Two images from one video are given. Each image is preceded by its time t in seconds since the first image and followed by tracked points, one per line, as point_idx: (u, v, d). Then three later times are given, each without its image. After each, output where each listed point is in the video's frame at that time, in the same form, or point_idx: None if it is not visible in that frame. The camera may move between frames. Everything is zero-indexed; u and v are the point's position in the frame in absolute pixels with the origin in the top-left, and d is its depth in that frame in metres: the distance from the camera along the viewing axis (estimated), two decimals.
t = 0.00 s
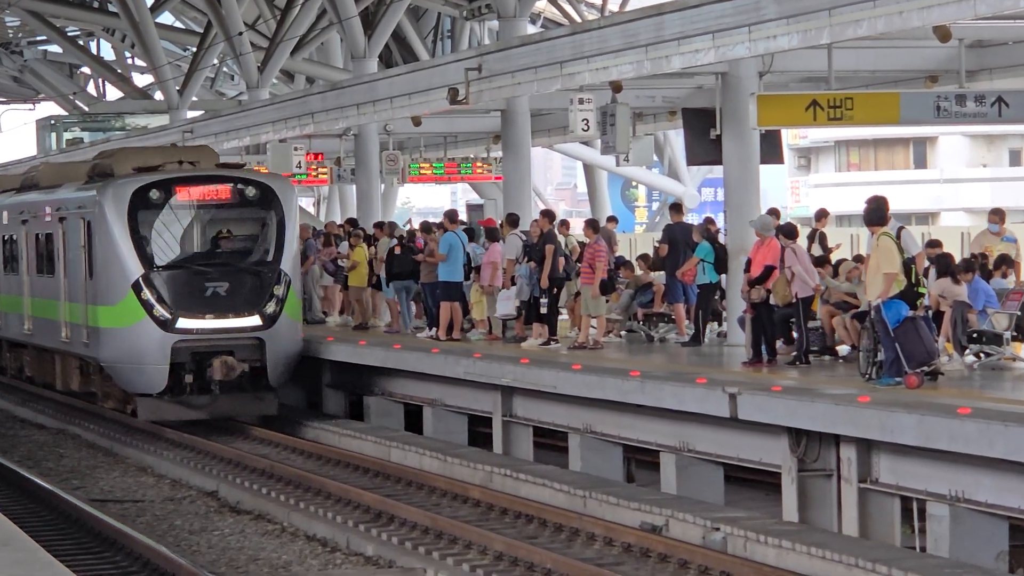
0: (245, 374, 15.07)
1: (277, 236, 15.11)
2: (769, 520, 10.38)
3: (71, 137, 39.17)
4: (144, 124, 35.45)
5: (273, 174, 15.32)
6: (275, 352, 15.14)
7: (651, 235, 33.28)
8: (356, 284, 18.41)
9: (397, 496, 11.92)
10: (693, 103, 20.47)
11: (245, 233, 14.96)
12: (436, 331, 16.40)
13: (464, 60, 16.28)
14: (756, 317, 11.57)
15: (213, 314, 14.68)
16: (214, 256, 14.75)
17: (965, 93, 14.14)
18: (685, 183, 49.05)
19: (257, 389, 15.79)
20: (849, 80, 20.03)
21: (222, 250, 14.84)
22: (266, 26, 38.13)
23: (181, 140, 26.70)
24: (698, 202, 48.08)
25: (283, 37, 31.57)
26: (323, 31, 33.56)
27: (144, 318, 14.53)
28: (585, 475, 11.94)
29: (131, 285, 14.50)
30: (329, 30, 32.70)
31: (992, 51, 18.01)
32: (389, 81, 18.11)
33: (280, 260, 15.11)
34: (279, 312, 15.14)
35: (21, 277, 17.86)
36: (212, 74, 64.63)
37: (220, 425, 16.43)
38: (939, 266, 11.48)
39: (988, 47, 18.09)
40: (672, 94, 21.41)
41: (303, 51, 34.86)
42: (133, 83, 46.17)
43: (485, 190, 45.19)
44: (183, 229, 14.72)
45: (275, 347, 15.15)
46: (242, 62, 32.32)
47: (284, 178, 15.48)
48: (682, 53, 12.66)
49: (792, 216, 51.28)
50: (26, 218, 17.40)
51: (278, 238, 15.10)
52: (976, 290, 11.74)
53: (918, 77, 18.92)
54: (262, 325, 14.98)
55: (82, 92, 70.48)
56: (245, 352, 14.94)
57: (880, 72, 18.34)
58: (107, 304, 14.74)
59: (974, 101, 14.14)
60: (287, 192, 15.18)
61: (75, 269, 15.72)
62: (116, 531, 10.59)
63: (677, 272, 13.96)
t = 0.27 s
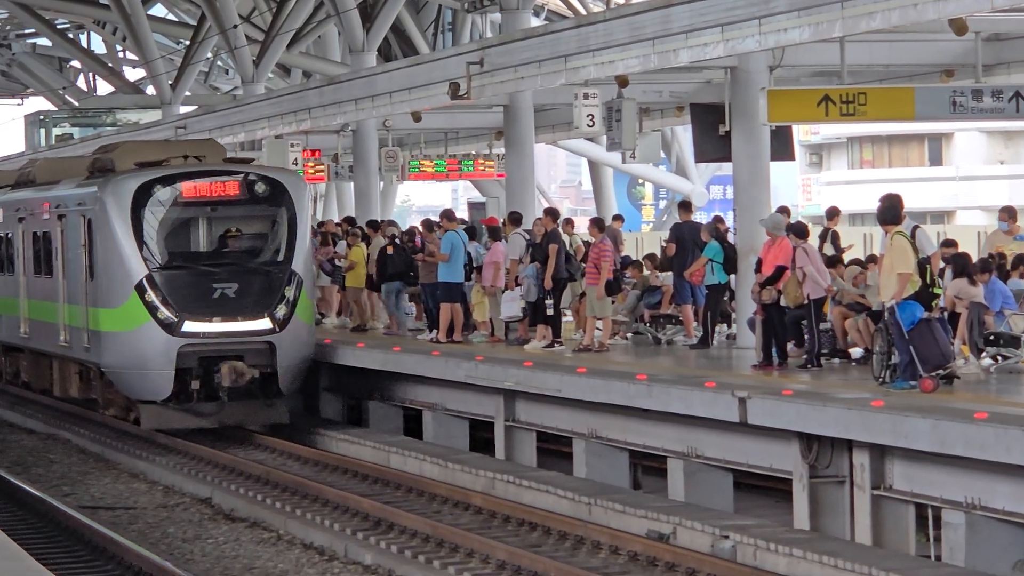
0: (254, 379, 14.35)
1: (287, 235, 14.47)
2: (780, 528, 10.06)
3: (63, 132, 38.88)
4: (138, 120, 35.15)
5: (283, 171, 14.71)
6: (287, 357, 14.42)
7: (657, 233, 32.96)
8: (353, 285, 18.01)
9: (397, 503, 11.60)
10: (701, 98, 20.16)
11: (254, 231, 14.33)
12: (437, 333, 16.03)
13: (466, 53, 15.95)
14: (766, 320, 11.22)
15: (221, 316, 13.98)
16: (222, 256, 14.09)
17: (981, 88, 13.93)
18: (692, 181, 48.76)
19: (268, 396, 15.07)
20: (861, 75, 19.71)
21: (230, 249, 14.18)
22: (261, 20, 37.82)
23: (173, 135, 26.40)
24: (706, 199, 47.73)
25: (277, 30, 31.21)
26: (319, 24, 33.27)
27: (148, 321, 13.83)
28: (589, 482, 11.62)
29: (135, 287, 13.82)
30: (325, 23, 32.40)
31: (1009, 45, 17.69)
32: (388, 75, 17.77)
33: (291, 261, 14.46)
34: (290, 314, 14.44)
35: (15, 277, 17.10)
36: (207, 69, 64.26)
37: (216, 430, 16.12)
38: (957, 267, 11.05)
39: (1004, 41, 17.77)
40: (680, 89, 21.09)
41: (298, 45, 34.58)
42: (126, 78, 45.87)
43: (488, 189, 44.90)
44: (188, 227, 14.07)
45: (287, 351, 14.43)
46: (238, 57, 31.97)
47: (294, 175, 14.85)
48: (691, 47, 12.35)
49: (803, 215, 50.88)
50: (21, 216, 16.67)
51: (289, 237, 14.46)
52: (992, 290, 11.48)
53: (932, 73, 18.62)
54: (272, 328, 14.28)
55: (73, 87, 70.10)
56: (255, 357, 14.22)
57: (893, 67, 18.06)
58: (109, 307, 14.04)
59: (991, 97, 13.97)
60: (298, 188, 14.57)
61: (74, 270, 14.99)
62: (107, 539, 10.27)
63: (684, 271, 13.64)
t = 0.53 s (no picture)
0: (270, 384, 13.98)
1: (305, 235, 14.15)
2: (785, 530, 10.00)
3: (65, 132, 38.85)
4: (139, 120, 35.13)
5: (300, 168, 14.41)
6: (304, 361, 14.09)
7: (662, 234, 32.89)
8: (355, 285, 18.04)
9: (399, 505, 11.54)
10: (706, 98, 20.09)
11: (271, 231, 14.03)
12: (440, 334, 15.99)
13: (469, 53, 15.89)
14: (772, 321, 11.27)
15: (237, 319, 13.63)
16: (238, 256, 13.80)
17: (987, 89, 13.90)
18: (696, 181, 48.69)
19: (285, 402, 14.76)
20: (867, 75, 19.66)
21: (246, 249, 13.89)
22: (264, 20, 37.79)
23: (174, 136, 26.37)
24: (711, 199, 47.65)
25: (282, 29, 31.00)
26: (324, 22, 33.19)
27: (162, 324, 13.52)
28: (593, 484, 11.55)
29: (149, 289, 13.52)
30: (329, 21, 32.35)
31: (1017, 44, 17.62)
32: (391, 75, 17.71)
33: (309, 262, 14.14)
34: (308, 317, 14.10)
35: (25, 280, 16.90)
36: (208, 70, 64.29)
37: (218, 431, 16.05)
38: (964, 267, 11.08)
39: (1011, 41, 17.70)
40: (685, 89, 21.02)
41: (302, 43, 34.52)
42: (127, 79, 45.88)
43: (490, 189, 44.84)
44: (203, 227, 13.78)
45: (303, 355, 14.10)
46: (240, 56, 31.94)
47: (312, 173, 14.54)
48: (695, 47, 12.31)
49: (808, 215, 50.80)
50: (30, 216, 16.47)
51: (307, 237, 14.14)
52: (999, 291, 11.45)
53: (939, 73, 18.55)
54: (289, 331, 13.93)
55: (74, 87, 70.13)
56: (273, 361, 13.89)
57: (899, 67, 17.99)
58: (122, 310, 13.75)
59: (997, 97, 13.93)
60: (315, 186, 14.26)
61: (86, 271, 14.72)
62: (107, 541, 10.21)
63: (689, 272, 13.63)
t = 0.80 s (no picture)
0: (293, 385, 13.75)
1: (328, 234, 13.92)
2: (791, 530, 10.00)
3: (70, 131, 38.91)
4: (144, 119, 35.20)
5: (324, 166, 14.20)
6: (327, 362, 13.80)
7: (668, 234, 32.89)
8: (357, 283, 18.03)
9: (405, 505, 11.53)
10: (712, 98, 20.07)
11: (293, 230, 13.84)
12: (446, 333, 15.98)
13: (476, 53, 15.89)
14: (778, 320, 11.29)
15: (258, 320, 13.37)
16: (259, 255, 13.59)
17: (993, 89, 13.92)
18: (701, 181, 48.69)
19: (308, 405, 14.32)
20: (873, 74, 19.67)
21: (267, 249, 13.69)
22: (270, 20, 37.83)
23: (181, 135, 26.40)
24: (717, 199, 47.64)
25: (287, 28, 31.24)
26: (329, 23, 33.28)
27: (182, 325, 13.29)
28: (600, 483, 11.54)
29: (168, 289, 13.30)
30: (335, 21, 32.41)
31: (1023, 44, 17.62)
32: (397, 74, 17.71)
33: (332, 261, 13.88)
34: (331, 317, 13.81)
35: (39, 280, 16.90)
36: (213, 69, 64.38)
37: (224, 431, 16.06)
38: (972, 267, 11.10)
39: (1017, 41, 17.70)
40: (691, 88, 21.01)
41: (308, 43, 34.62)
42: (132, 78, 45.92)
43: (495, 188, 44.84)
44: (223, 226, 13.60)
45: (327, 356, 13.82)
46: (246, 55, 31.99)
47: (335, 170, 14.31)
48: (700, 47, 12.32)
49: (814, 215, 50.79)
50: (44, 214, 16.43)
51: (330, 235, 13.90)
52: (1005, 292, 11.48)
53: (945, 73, 18.55)
54: (313, 332, 13.65)
55: (79, 86, 70.17)
56: (295, 363, 13.62)
57: (905, 66, 17.97)
58: (139, 311, 13.55)
59: (1003, 97, 13.94)
60: (338, 183, 14.04)
61: (102, 271, 14.64)
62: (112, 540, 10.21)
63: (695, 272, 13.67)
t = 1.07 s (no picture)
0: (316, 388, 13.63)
1: (351, 232, 13.76)
2: (798, 530, 10.00)
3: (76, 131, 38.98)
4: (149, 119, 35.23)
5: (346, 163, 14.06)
6: (350, 364, 13.67)
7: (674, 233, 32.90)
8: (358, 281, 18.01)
9: (411, 505, 11.52)
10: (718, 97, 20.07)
11: (314, 229, 13.71)
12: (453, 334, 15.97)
13: (482, 52, 15.88)
14: (784, 320, 11.33)
15: (280, 320, 13.24)
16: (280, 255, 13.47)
17: (999, 88, 13.98)
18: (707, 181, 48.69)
19: (331, 407, 14.10)
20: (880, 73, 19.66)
21: (288, 248, 13.57)
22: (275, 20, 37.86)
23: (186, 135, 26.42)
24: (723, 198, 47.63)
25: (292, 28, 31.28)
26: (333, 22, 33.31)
27: (201, 327, 13.20)
28: (606, 483, 11.54)
29: (188, 290, 13.20)
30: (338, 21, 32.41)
31: None
32: (402, 74, 17.70)
33: (355, 261, 13.73)
34: (354, 319, 13.66)
35: (53, 279, 16.91)
36: (218, 69, 64.47)
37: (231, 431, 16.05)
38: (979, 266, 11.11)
39: None
40: (699, 87, 20.99)
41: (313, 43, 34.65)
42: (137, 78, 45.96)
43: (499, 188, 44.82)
44: (243, 225, 13.49)
45: (351, 358, 13.68)
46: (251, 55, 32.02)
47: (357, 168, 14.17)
48: (707, 46, 12.30)
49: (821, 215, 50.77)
50: (60, 213, 16.42)
51: (353, 234, 13.74)
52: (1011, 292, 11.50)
53: (952, 72, 18.54)
54: (336, 334, 13.51)
55: (85, 86, 70.26)
56: (319, 365, 13.55)
57: (912, 66, 17.97)
58: (159, 314, 13.46)
59: (1009, 97, 14.00)
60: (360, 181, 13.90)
61: (119, 271, 14.60)
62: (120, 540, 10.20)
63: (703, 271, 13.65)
